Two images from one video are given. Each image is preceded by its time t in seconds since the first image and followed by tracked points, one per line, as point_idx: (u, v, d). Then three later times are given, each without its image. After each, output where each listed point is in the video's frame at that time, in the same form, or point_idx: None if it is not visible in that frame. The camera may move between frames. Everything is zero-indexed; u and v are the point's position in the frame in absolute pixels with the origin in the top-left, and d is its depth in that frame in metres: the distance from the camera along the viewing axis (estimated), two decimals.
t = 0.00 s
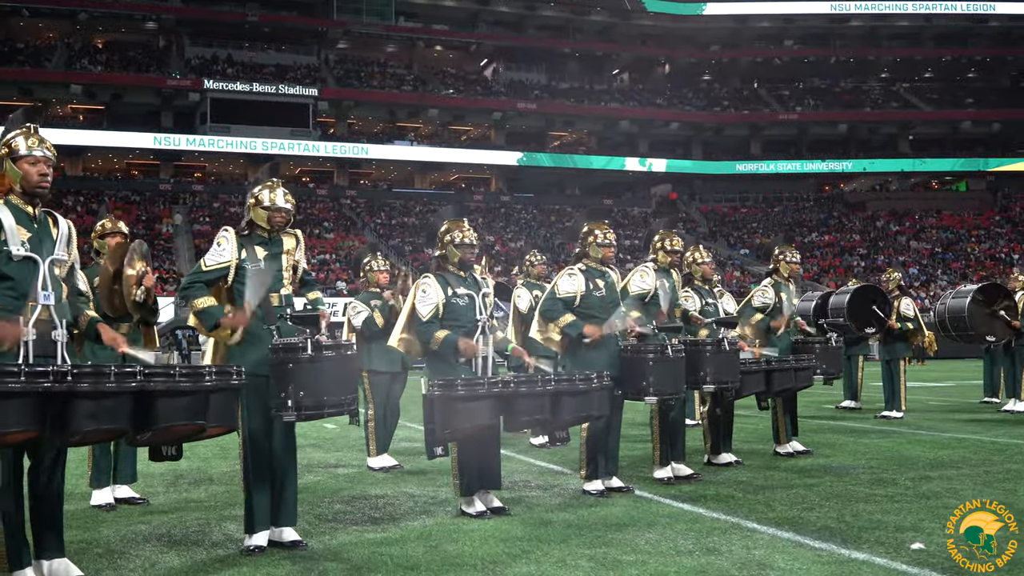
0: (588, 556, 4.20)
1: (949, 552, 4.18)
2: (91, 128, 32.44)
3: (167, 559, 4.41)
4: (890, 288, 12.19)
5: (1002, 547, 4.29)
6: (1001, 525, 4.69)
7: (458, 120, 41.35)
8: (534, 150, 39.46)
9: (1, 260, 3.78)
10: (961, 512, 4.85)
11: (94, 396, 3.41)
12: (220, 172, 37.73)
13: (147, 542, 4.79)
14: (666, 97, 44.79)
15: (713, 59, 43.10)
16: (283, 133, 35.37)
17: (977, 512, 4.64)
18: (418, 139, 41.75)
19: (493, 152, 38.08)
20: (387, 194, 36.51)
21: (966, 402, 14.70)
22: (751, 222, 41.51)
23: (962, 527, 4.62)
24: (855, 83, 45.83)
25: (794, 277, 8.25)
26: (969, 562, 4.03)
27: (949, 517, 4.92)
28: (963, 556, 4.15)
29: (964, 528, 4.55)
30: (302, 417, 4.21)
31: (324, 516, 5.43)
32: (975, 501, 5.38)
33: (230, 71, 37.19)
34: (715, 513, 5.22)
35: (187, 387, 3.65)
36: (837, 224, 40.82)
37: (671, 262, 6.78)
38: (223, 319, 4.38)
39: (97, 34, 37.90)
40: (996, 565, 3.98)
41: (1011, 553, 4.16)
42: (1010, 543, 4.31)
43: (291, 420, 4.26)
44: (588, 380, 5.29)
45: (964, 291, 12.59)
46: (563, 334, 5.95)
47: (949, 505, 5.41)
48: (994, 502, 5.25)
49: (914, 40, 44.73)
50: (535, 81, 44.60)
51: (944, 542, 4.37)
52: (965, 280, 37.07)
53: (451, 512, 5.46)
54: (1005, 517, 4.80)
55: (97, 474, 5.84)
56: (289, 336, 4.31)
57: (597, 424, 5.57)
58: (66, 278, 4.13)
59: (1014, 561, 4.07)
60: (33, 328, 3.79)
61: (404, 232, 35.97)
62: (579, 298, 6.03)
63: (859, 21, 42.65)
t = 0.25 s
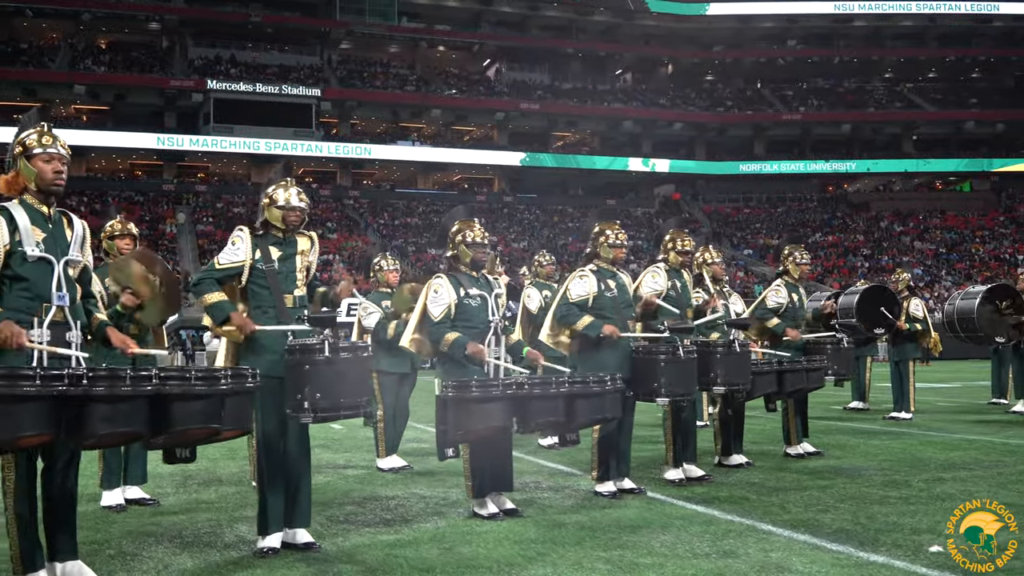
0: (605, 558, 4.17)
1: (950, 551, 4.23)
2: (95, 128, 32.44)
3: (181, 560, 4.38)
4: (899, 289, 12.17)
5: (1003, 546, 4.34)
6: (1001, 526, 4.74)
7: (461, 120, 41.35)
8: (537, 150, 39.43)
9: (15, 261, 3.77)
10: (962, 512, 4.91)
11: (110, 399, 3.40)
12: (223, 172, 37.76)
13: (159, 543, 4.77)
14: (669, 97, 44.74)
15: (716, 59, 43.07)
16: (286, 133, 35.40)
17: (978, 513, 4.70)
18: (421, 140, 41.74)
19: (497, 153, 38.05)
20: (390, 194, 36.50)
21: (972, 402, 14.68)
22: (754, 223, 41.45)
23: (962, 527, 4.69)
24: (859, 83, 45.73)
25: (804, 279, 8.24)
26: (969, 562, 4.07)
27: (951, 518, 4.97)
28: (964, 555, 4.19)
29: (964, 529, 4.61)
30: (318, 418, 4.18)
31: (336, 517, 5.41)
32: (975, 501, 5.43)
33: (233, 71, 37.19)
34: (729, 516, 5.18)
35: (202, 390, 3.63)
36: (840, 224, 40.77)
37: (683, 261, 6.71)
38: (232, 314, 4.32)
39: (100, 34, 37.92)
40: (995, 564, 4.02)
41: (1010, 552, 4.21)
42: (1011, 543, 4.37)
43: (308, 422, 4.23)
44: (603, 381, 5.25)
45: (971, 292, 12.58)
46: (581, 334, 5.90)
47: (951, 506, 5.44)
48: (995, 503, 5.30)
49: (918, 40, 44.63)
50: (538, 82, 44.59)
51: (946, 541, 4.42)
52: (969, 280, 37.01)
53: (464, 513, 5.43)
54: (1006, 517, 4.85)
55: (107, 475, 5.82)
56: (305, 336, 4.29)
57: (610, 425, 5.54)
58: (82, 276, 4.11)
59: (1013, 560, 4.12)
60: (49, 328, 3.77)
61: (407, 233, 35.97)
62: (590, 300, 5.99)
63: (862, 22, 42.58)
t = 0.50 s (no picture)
0: (623, 560, 4.15)
1: (951, 551, 4.27)
2: (102, 129, 32.46)
3: (194, 562, 4.36)
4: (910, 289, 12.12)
5: (1002, 547, 4.38)
6: (1002, 526, 4.77)
7: (467, 120, 41.35)
8: (543, 150, 39.38)
9: (30, 261, 3.76)
10: (963, 512, 4.96)
11: (126, 398, 3.38)
12: (229, 172, 37.79)
13: (172, 544, 4.75)
14: (675, 97, 44.67)
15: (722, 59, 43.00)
16: (292, 134, 35.41)
17: (977, 514, 4.75)
18: (427, 140, 41.71)
19: (502, 153, 38.01)
20: (396, 195, 36.48)
21: (981, 403, 14.67)
22: (760, 223, 41.36)
23: (962, 527, 4.73)
24: (865, 83, 45.61)
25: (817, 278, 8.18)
26: (968, 562, 4.11)
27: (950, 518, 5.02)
28: (964, 555, 4.23)
29: (964, 529, 4.67)
30: (335, 420, 4.17)
31: (348, 519, 5.38)
32: (977, 501, 5.46)
33: (239, 72, 37.20)
34: (744, 517, 5.16)
35: (218, 389, 3.62)
36: (847, 224, 40.67)
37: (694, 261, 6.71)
38: (254, 307, 4.32)
39: (106, 35, 37.97)
40: (995, 564, 4.05)
41: (1010, 552, 4.24)
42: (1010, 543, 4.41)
43: (324, 423, 4.22)
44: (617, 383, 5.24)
45: (982, 293, 12.52)
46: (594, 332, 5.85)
47: (949, 506, 5.48)
48: (996, 503, 5.33)
49: (924, 40, 44.50)
50: (543, 82, 44.56)
51: (946, 542, 4.46)
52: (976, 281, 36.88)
53: (477, 515, 5.41)
54: (1005, 517, 4.89)
55: (119, 476, 5.82)
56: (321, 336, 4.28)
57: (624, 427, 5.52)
58: (98, 277, 4.10)
59: (1012, 559, 4.15)
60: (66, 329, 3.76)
61: (413, 233, 35.96)
62: (605, 298, 5.96)
63: (868, 21, 42.46)
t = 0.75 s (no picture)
0: (648, 565, 4.12)
1: (951, 552, 4.28)
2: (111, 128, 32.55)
3: (216, 566, 4.34)
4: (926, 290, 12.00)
5: (1002, 547, 4.39)
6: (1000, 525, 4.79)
7: (475, 119, 41.41)
8: (551, 149, 39.33)
9: (51, 261, 3.75)
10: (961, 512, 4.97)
11: (152, 398, 3.37)
12: (237, 172, 37.91)
13: (193, 547, 4.73)
14: (683, 97, 44.56)
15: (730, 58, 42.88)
16: (300, 133, 35.46)
17: (977, 512, 4.76)
18: (435, 139, 41.75)
19: (510, 152, 38.00)
20: (404, 194, 36.51)
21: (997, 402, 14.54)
22: (769, 223, 41.23)
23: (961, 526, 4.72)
24: (874, 82, 45.41)
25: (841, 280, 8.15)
26: (969, 562, 4.13)
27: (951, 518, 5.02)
28: (965, 556, 4.24)
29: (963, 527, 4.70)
30: (360, 422, 4.15)
31: (369, 521, 5.36)
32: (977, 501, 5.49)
33: (248, 71, 37.27)
34: (769, 521, 5.09)
35: (244, 386, 3.62)
36: (856, 224, 40.52)
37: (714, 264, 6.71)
38: (276, 312, 4.33)
39: (115, 34, 38.09)
40: (995, 565, 4.07)
41: (1009, 552, 4.26)
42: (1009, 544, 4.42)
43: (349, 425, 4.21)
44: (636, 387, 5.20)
45: (999, 294, 12.42)
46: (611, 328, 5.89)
47: (948, 506, 5.51)
48: (994, 502, 5.35)
49: (934, 39, 44.26)
50: (551, 81, 44.53)
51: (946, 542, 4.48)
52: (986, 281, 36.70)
53: (496, 518, 5.38)
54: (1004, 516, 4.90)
55: (136, 478, 5.81)
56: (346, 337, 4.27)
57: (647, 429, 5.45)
58: (120, 276, 4.10)
59: (1012, 559, 4.17)
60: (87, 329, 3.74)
61: (421, 232, 35.99)
62: (626, 297, 5.96)
63: (877, 20, 42.25)
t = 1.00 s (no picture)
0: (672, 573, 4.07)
1: (952, 552, 4.34)
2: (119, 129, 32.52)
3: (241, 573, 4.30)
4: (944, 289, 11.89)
5: (1002, 546, 4.45)
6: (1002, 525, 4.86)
7: (482, 119, 41.37)
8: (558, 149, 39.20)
9: (78, 265, 3.69)
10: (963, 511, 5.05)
11: (170, 418, 3.31)
12: (245, 172, 37.94)
13: (216, 554, 4.69)
14: (691, 97, 44.40)
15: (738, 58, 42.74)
16: (308, 133, 35.45)
17: (977, 512, 4.84)
18: (443, 140, 41.67)
19: (518, 152, 37.89)
20: (412, 194, 36.43)
21: (1009, 405, 14.42)
22: (778, 222, 41.03)
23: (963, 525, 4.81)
24: (882, 82, 45.24)
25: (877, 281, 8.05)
26: (969, 563, 4.18)
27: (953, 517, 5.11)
28: (965, 556, 4.30)
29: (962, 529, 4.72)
30: (407, 406, 4.13)
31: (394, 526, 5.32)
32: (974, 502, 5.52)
33: (255, 72, 37.22)
34: (798, 527, 5.03)
35: (263, 404, 3.52)
36: (866, 224, 40.34)
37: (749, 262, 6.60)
38: (315, 309, 4.27)
39: (122, 35, 38.11)
40: (995, 565, 4.11)
41: (1010, 553, 4.30)
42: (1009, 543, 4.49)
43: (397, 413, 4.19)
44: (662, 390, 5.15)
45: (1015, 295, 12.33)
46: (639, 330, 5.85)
47: (951, 507, 5.59)
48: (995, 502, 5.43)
49: (942, 38, 44.09)
50: (559, 81, 44.45)
51: (947, 541, 4.55)
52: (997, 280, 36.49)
53: (519, 523, 5.32)
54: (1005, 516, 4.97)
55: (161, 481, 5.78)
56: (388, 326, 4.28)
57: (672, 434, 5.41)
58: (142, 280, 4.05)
59: (1012, 560, 4.21)
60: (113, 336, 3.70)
61: (429, 232, 35.90)
62: (655, 301, 5.90)
63: (886, 20, 42.00)
